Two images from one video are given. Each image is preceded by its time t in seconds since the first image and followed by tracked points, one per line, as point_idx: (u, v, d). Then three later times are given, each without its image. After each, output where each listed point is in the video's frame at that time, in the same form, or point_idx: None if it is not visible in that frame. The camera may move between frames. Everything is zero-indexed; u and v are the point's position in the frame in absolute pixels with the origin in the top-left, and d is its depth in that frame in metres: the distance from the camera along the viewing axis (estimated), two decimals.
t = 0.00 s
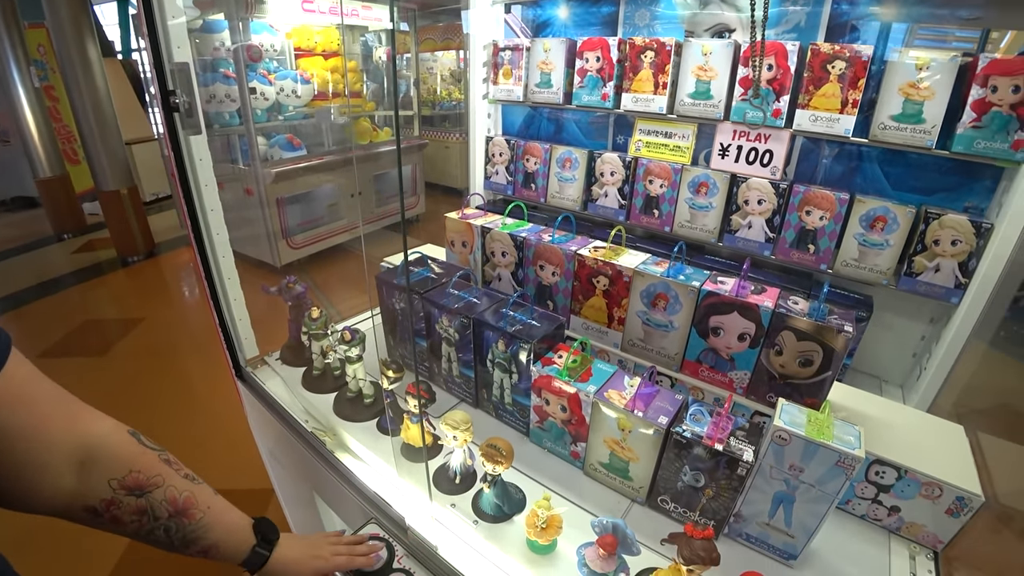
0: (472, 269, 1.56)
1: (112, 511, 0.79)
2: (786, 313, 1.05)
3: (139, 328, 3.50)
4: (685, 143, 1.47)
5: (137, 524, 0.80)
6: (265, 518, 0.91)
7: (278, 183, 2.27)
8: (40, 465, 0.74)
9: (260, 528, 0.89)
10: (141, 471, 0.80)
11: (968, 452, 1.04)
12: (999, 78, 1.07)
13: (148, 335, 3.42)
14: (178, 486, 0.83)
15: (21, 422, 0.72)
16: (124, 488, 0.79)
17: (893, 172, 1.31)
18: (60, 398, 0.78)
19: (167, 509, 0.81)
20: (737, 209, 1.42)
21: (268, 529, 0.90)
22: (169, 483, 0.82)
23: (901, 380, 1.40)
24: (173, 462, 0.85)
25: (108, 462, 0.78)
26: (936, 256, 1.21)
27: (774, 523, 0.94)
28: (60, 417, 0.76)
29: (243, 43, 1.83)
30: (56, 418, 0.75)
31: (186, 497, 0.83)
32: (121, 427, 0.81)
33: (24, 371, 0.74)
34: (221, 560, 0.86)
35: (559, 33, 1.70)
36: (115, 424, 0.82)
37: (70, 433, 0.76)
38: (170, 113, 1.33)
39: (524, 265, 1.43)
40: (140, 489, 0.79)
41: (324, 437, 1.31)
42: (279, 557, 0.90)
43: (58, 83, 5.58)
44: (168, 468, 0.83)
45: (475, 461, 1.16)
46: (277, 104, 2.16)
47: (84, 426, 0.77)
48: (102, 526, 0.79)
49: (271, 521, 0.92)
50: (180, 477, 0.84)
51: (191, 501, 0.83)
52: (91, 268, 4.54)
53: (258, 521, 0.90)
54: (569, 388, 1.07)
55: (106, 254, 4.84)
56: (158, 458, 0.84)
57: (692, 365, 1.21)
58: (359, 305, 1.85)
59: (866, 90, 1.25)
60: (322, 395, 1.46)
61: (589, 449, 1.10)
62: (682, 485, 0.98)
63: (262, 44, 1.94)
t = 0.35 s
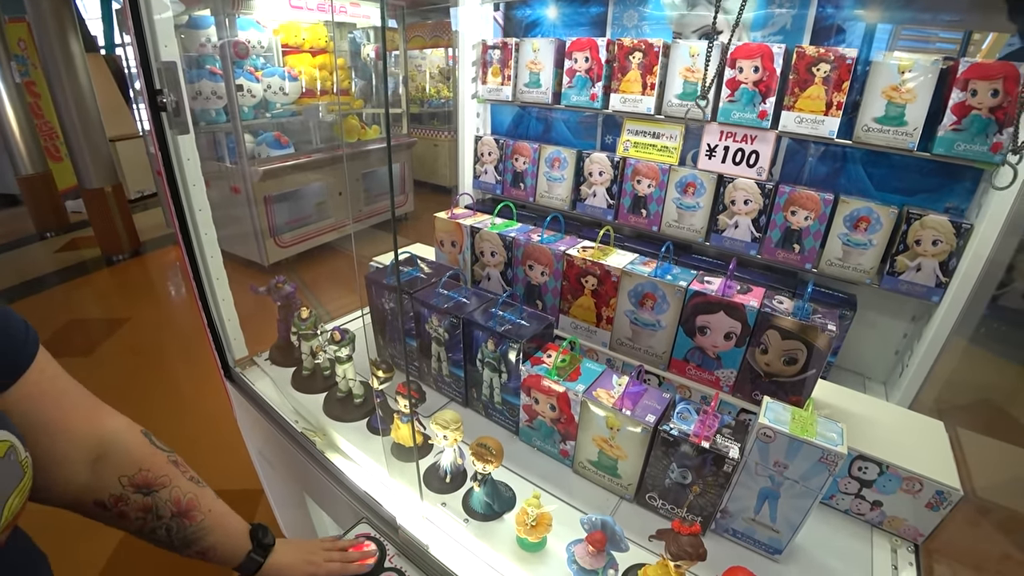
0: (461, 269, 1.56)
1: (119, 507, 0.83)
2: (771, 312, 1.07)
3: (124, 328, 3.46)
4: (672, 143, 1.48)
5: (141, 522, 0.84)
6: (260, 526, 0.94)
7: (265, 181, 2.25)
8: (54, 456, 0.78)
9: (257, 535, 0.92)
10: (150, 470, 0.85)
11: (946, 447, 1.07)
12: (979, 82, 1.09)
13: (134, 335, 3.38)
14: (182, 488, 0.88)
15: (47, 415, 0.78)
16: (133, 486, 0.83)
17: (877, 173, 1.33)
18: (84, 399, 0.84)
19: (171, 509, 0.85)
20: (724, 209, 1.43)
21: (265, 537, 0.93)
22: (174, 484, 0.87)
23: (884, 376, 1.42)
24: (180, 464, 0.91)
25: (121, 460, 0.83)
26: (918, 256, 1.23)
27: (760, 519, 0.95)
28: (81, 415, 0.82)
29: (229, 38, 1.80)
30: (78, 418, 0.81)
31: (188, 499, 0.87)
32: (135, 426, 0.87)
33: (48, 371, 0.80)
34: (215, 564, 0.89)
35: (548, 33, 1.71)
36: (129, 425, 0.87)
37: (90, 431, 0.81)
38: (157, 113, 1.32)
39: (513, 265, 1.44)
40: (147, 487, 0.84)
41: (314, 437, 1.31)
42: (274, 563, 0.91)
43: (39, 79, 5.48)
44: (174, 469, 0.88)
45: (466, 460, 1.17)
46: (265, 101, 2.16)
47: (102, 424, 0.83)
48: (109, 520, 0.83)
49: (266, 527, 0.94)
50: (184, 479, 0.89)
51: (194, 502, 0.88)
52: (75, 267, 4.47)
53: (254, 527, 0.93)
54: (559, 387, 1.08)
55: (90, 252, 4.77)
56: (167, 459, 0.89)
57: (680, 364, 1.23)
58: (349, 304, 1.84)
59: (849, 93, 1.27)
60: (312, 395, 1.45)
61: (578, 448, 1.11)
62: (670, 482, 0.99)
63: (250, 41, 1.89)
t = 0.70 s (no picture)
0: (458, 275, 1.57)
1: (135, 482, 0.84)
2: (763, 322, 1.08)
3: (117, 328, 3.44)
4: (667, 153, 1.49)
5: (151, 499, 0.85)
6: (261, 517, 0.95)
7: (261, 184, 2.25)
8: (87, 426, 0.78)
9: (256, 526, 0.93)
10: (167, 451, 0.86)
11: (934, 455, 1.09)
12: (967, 97, 1.12)
13: (128, 335, 3.36)
14: (194, 471, 0.89)
15: (85, 387, 0.78)
16: (151, 464, 0.84)
17: (867, 184, 1.36)
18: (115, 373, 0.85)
19: (180, 490, 0.86)
20: (718, 218, 1.45)
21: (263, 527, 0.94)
22: (188, 468, 0.88)
23: (874, 385, 1.45)
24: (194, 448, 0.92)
25: (144, 437, 0.84)
26: (907, 266, 1.26)
27: (751, 525, 0.97)
28: (115, 391, 0.82)
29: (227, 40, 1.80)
30: (113, 393, 0.81)
31: (198, 483, 0.89)
32: (158, 409, 0.88)
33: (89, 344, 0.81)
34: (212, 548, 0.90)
35: (545, 42, 1.73)
36: (152, 406, 0.88)
37: (120, 408, 0.82)
38: (159, 117, 1.33)
39: (510, 272, 1.45)
40: (163, 467, 0.85)
41: (311, 441, 1.31)
42: (269, 553, 0.93)
43: (34, 76, 5.44)
44: (187, 452, 0.89)
45: (462, 465, 1.18)
46: (261, 103, 2.16)
47: (131, 401, 0.84)
48: (122, 494, 0.84)
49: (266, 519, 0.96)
50: (196, 462, 0.90)
51: (202, 486, 0.89)
52: (67, 266, 4.44)
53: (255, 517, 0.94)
54: (554, 393, 1.09)
55: (84, 252, 4.74)
56: (184, 442, 0.90)
57: (674, 371, 1.24)
58: (345, 308, 1.85)
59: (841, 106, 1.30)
60: (309, 398, 1.46)
61: (573, 453, 1.12)
62: (663, 488, 1.01)
63: (246, 42, 1.91)
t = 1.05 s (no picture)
0: (463, 280, 1.58)
1: (104, 511, 0.75)
2: (767, 334, 1.08)
3: (120, 325, 3.45)
4: (675, 164, 1.51)
5: (126, 525, 0.77)
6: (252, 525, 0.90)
7: (268, 185, 2.27)
8: (32, 461, 0.69)
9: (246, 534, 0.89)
10: (134, 474, 0.77)
11: (937, 472, 1.08)
12: (975, 115, 1.12)
13: (131, 332, 3.37)
14: (167, 490, 0.80)
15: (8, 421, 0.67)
16: (116, 490, 0.75)
17: (874, 200, 1.36)
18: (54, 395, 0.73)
19: (155, 512, 0.78)
20: (724, 230, 1.46)
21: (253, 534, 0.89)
22: (159, 488, 0.79)
23: (877, 400, 1.44)
24: (165, 466, 0.83)
25: (104, 464, 0.74)
26: (913, 282, 1.26)
27: (752, 538, 0.96)
28: (61, 422, 0.71)
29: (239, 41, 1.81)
30: (52, 413, 0.71)
31: (174, 501, 0.80)
32: (116, 431, 0.77)
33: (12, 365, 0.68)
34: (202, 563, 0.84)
35: (556, 50, 1.74)
36: (111, 429, 0.78)
37: (65, 433, 0.71)
38: (170, 116, 1.34)
39: (515, 279, 1.46)
40: (131, 491, 0.76)
41: (312, 442, 1.31)
42: (260, 560, 0.89)
43: (46, 72, 5.50)
44: (157, 471, 0.80)
45: (464, 471, 1.18)
46: (270, 104, 2.14)
47: (81, 431, 0.73)
48: (92, 525, 0.75)
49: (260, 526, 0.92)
50: (169, 480, 0.81)
51: (179, 504, 0.81)
52: (73, 261, 4.46)
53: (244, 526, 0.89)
54: (557, 401, 1.10)
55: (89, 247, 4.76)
56: (151, 461, 0.80)
57: (677, 382, 1.24)
58: (349, 311, 1.85)
59: (849, 120, 1.28)
60: (311, 400, 1.46)
61: (574, 462, 1.12)
62: (664, 499, 1.01)
63: (257, 44, 1.92)
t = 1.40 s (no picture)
0: (467, 290, 1.60)
1: (86, 530, 0.80)
2: (767, 344, 1.10)
3: (127, 332, 3.47)
4: (676, 175, 1.53)
5: (110, 543, 0.82)
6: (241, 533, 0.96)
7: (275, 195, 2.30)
8: (14, 487, 0.73)
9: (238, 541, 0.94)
10: (114, 491, 0.82)
11: (936, 482, 1.09)
12: (972, 128, 1.14)
13: (138, 339, 3.40)
14: (151, 505, 0.86)
15: None
16: (98, 507, 0.80)
17: (874, 211, 1.38)
18: (38, 421, 0.79)
19: (140, 527, 0.84)
20: (725, 241, 1.48)
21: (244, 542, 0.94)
22: (142, 503, 0.85)
23: (878, 410, 1.45)
24: (148, 482, 0.88)
25: (83, 482, 0.79)
26: (912, 292, 1.27)
27: (751, 545, 0.97)
28: (36, 444, 0.76)
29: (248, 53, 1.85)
30: (29, 441, 0.76)
31: (159, 515, 0.86)
32: (96, 449, 0.83)
33: None
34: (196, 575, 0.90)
35: (559, 64, 1.77)
36: (91, 447, 0.83)
37: (45, 456, 0.76)
38: (184, 129, 1.38)
39: (519, 288, 1.48)
40: (113, 508, 0.82)
41: (318, 449, 1.34)
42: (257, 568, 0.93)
43: (58, 82, 5.59)
44: (140, 487, 0.86)
45: (466, 478, 1.20)
46: (277, 114, 2.21)
47: (57, 449, 0.78)
48: (75, 545, 0.80)
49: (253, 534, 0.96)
50: (153, 495, 0.87)
51: (164, 519, 0.86)
52: (80, 268, 4.50)
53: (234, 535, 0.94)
54: (559, 409, 1.11)
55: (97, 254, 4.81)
56: (133, 478, 0.86)
57: (678, 391, 1.26)
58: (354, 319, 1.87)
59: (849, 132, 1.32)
60: (316, 407, 1.48)
61: (575, 469, 1.14)
62: (665, 506, 1.02)
63: (267, 55, 2.01)
